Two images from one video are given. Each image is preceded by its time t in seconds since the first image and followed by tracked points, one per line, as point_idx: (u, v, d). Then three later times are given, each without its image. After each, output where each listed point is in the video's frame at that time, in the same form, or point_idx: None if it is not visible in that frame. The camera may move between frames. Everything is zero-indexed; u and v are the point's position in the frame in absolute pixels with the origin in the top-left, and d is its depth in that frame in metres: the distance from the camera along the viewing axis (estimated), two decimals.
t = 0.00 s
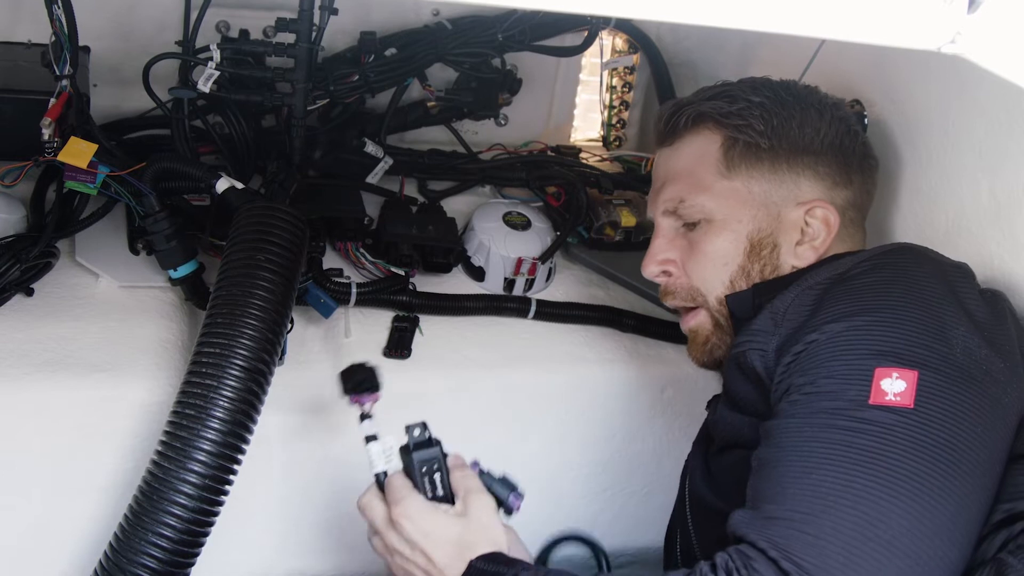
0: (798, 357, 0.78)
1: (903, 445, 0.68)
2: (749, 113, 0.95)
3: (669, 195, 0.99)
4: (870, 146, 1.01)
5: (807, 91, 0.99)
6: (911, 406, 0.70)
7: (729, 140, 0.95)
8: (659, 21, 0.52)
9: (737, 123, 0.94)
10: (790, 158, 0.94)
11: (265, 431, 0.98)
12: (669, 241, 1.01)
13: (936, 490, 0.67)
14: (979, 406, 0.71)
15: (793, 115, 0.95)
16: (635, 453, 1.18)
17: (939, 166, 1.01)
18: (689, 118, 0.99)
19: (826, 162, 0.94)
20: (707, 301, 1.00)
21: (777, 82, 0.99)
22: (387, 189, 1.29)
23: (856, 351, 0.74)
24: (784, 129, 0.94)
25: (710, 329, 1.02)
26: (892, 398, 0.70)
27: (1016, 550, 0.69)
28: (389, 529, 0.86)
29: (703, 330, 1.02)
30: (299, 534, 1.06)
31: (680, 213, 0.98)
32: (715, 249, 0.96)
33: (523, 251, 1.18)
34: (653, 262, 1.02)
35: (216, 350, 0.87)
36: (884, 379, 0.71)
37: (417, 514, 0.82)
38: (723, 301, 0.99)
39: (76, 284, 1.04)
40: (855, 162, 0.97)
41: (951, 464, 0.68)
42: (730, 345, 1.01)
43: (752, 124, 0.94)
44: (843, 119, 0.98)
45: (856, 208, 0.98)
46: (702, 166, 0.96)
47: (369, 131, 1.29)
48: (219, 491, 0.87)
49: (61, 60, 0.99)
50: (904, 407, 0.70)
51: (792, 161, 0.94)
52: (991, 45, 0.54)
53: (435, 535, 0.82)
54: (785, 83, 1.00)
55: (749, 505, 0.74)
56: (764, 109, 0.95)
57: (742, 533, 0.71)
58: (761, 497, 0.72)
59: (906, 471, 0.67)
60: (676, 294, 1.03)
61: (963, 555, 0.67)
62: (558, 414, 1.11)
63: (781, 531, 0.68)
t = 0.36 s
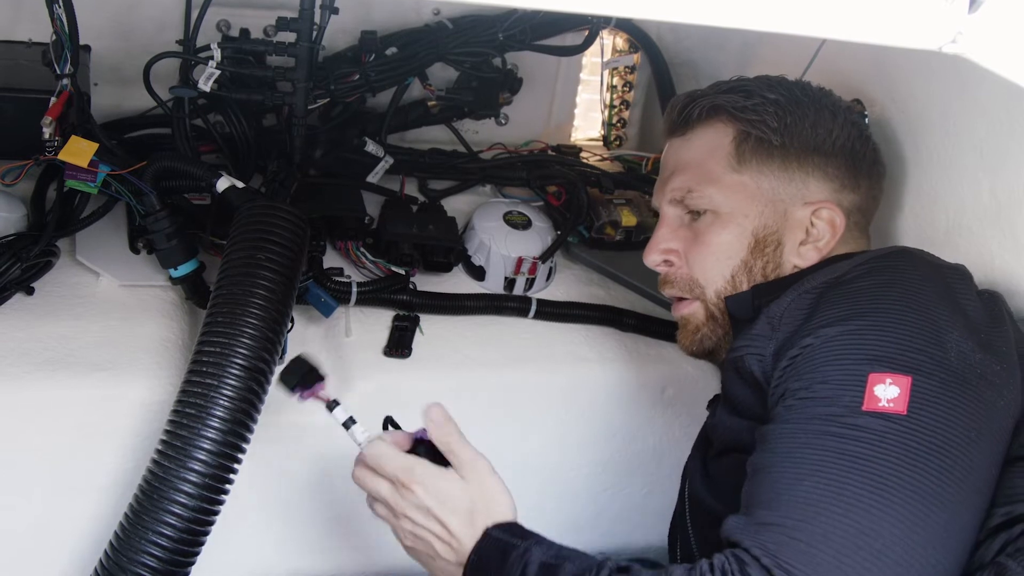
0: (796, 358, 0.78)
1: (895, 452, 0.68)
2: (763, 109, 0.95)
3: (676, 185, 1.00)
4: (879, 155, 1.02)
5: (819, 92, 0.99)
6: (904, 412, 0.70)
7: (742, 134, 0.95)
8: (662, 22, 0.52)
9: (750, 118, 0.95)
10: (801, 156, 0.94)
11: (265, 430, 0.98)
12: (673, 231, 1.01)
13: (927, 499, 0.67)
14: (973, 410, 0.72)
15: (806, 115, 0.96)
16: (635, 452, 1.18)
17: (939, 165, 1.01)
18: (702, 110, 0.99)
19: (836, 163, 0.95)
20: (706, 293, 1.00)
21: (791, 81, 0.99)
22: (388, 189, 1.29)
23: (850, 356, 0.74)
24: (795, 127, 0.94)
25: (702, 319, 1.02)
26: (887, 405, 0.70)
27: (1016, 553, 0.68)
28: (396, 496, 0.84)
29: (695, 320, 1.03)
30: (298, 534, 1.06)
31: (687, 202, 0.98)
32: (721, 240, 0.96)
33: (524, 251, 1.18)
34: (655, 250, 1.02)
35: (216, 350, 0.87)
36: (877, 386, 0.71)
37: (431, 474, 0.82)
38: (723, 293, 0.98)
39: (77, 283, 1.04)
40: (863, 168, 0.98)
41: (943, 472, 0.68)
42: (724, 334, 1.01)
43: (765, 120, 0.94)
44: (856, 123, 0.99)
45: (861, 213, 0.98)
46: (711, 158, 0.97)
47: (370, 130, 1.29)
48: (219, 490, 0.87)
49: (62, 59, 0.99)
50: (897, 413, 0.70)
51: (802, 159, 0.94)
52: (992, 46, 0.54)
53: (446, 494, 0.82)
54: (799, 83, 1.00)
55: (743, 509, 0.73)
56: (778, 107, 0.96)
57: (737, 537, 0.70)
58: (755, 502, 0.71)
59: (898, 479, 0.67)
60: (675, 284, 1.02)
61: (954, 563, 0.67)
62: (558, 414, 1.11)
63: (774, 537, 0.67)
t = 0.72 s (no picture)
0: (787, 359, 0.78)
1: (869, 458, 0.68)
2: (782, 106, 0.95)
3: (690, 175, 1.00)
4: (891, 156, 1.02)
5: (836, 92, 0.99)
6: (883, 419, 0.70)
7: (758, 129, 0.96)
8: (664, 21, 0.52)
9: (769, 113, 0.95)
10: (814, 156, 0.95)
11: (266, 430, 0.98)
12: (682, 221, 1.01)
13: (899, 508, 0.66)
14: (963, 412, 0.72)
15: (823, 114, 0.96)
16: (635, 452, 1.18)
17: (940, 165, 1.01)
18: (720, 102, 0.99)
19: (848, 164, 0.96)
20: (714, 286, 0.99)
21: (809, 80, 1.00)
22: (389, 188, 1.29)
23: (835, 359, 0.74)
24: (812, 126, 0.95)
25: (709, 311, 1.01)
26: (866, 410, 0.70)
27: (1013, 555, 0.69)
28: (344, 425, 0.79)
29: (702, 312, 1.02)
30: (297, 533, 1.06)
31: (699, 194, 0.98)
32: (729, 235, 0.96)
33: (525, 250, 1.18)
34: (663, 240, 1.01)
35: (217, 350, 0.87)
36: (859, 391, 0.71)
37: (390, 402, 0.78)
38: (732, 286, 0.98)
39: (78, 283, 1.04)
40: (876, 170, 0.98)
41: (916, 482, 0.68)
42: (731, 328, 1.01)
43: (783, 116, 0.95)
44: (870, 126, 0.99)
45: (871, 216, 0.99)
46: (727, 151, 0.97)
47: (371, 130, 1.29)
48: (220, 490, 0.87)
49: (63, 59, 0.99)
50: (875, 420, 0.70)
51: (816, 159, 0.95)
52: (993, 46, 0.54)
53: (408, 423, 0.78)
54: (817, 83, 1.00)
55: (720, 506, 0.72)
56: (796, 105, 0.96)
57: (708, 531, 0.69)
58: (730, 500, 0.70)
59: (870, 487, 0.67)
60: (681, 274, 1.02)
61: None
62: (558, 414, 1.11)
63: (741, 535, 0.66)
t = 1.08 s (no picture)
0: (796, 359, 0.77)
1: (881, 461, 0.68)
2: (787, 105, 0.96)
3: (695, 173, 0.99)
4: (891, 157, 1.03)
5: (839, 92, 0.99)
6: (895, 421, 0.70)
7: (764, 127, 0.96)
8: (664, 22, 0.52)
9: (776, 111, 0.95)
10: (818, 156, 0.95)
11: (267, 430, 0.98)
12: (686, 221, 1.01)
13: (909, 511, 0.67)
14: (973, 414, 0.72)
15: (828, 114, 0.96)
16: (636, 452, 1.18)
17: (941, 165, 1.01)
18: (726, 100, 0.99)
19: (851, 164, 0.96)
20: (719, 286, 0.99)
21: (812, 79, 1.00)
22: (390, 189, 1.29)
23: (845, 360, 0.74)
24: (816, 126, 0.95)
25: (716, 312, 1.01)
26: (879, 412, 0.70)
27: (1016, 556, 0.69)
28: (335, 446, 0.77)
29: (710, 314, 1.02)
30: (298, 534, 1.06)
31: (703, 191, 0.98)
32: (733, 234, 0.96)
33: (526, 251, 1.18)
34: (667, 239, 1.01)
35: (219, 350, 0.87)
36: (872, 392, 0.71)
37: (377, 413, 0.78)
38: (738, 285, 0.98)
39: (79, 283, 1.04)
40: (879, 173, 0.98)
41: (928, 485, 0.68)
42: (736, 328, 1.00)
43: (788, 116, 0.95)
44: (874, 128, 0.99)
45: (874, 216, 0.99)
46: (733, 149, 0.97)
47: (372, 130, 1.30)
48: (220, 490, 0.87)
49: (64, 59, 0.99)
50: (887, 421, 0.70)
51: (820, 158, 0.95)
52: (994, 45, 0.54)
53: (395, 429, 0.77)
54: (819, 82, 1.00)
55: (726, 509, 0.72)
56: (802, 104, 0.96)
57: (716, 532, 0.69)
58: (738, 503, 0.70)
59: (882, 490, 0.67)
60: (686, 275, 1.02)
61: None
62: (559, 414, 1.11)
63: (753, 538, 0.66)
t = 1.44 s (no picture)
0: (786, 364, 0.78)
1: (866, 465, 0.68)
2: (774, 110, 0.95)
3: (688, 183, 0.99)
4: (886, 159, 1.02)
5: (829, 95, 0.99)
6: (882, 424, 0.70)
7: (753, 134, 0.95)
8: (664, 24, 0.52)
9: (764, 118, 0.95)
10: (808, 158, 0.95)
11: (267, 431, 0.98)
12: (680, 230, 1.01)
13: (895, 514, 0.67)
14: (964, 416, 0.72)
15: (817, 117, 0.96)
16: (636, 453, 1.18)
17: (941, 167, 1.01)
18: (714, 108, 0.99)
19: (843, 165, 0.96)
20: (716, 294, 1.00)
21: (800, 81, 1.00)
22: (390, 189, 1.29)
23: (834, 365, 0.74)
24: (805, 130, 0.95)
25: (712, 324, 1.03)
26: (864, 416, 0.70)
27: (1012, 557, 0.69)
28: (364, 458, 0.83)
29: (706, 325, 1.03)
30: (297, 534, 1.06)
31: (696, 202, 0.98)
32: (729, 241, 0.96)
33: (525, 252, 1.18)
34: (661, 250, 1.01)
35: (219, 351, 0.87)
36: (857, 396, 0.71)
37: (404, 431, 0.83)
38: (733, 293, 0.98)
39: (78, 284, 1.04)
40: (872, 172, 0.98)
41: (917, 488, 0.68)
42: (733, 339, 1.02)
43: (777, 121, 0.94)
44: (867, 127, 0.99)
45: (868, 217, 0.99)
46: (722, 158, 0.97)
47: (372, 132, 1.30)
48: (221, 491, 0.87)
49: (64, 60, 0.99)
50: (874, 425, 0.69)
51: (810, 161, 0.95)
52: (994, 46, 0.54)
53: (425, 449, 0.82)
54: (808, 84, 1.00)
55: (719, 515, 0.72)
56: (790, 108, 0.96)
57: (705, 542, 0.70)
58: (729, 508, 0.71)
59: (866, 494, 0.67)
60: (682, 283, 1.02)
61: None
62: (559, 415, 1.11)
63: (737, 545, 0.67)
